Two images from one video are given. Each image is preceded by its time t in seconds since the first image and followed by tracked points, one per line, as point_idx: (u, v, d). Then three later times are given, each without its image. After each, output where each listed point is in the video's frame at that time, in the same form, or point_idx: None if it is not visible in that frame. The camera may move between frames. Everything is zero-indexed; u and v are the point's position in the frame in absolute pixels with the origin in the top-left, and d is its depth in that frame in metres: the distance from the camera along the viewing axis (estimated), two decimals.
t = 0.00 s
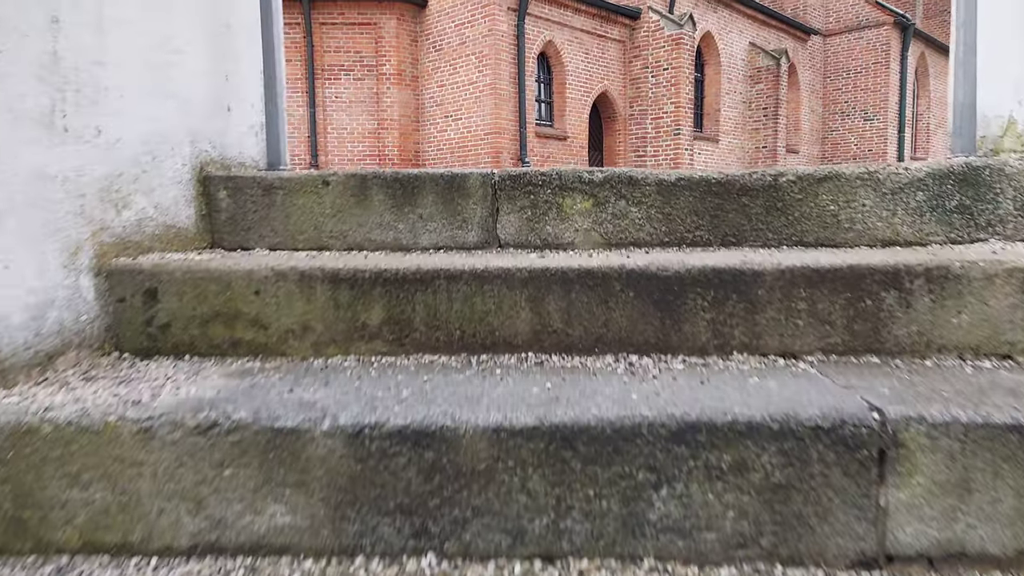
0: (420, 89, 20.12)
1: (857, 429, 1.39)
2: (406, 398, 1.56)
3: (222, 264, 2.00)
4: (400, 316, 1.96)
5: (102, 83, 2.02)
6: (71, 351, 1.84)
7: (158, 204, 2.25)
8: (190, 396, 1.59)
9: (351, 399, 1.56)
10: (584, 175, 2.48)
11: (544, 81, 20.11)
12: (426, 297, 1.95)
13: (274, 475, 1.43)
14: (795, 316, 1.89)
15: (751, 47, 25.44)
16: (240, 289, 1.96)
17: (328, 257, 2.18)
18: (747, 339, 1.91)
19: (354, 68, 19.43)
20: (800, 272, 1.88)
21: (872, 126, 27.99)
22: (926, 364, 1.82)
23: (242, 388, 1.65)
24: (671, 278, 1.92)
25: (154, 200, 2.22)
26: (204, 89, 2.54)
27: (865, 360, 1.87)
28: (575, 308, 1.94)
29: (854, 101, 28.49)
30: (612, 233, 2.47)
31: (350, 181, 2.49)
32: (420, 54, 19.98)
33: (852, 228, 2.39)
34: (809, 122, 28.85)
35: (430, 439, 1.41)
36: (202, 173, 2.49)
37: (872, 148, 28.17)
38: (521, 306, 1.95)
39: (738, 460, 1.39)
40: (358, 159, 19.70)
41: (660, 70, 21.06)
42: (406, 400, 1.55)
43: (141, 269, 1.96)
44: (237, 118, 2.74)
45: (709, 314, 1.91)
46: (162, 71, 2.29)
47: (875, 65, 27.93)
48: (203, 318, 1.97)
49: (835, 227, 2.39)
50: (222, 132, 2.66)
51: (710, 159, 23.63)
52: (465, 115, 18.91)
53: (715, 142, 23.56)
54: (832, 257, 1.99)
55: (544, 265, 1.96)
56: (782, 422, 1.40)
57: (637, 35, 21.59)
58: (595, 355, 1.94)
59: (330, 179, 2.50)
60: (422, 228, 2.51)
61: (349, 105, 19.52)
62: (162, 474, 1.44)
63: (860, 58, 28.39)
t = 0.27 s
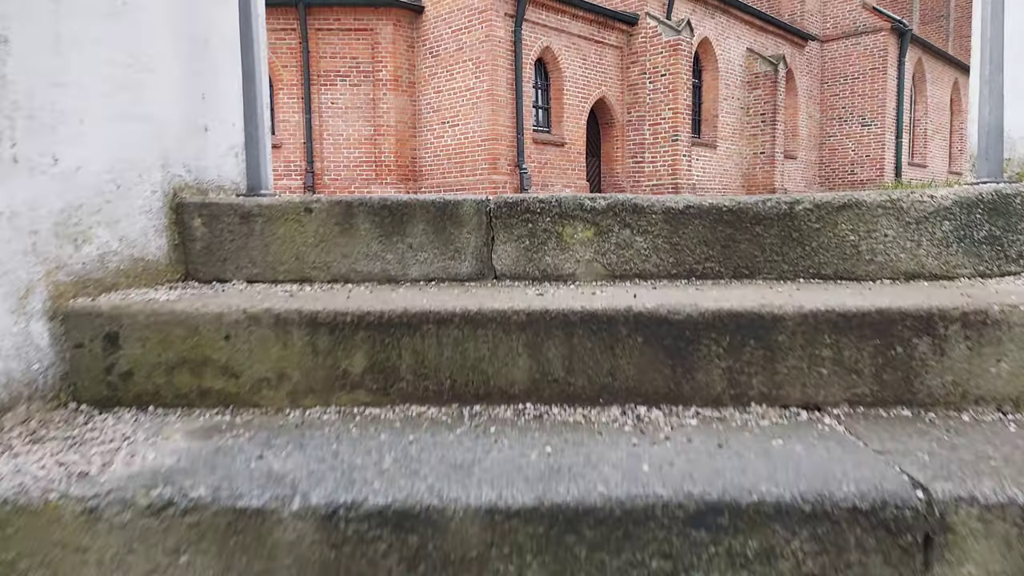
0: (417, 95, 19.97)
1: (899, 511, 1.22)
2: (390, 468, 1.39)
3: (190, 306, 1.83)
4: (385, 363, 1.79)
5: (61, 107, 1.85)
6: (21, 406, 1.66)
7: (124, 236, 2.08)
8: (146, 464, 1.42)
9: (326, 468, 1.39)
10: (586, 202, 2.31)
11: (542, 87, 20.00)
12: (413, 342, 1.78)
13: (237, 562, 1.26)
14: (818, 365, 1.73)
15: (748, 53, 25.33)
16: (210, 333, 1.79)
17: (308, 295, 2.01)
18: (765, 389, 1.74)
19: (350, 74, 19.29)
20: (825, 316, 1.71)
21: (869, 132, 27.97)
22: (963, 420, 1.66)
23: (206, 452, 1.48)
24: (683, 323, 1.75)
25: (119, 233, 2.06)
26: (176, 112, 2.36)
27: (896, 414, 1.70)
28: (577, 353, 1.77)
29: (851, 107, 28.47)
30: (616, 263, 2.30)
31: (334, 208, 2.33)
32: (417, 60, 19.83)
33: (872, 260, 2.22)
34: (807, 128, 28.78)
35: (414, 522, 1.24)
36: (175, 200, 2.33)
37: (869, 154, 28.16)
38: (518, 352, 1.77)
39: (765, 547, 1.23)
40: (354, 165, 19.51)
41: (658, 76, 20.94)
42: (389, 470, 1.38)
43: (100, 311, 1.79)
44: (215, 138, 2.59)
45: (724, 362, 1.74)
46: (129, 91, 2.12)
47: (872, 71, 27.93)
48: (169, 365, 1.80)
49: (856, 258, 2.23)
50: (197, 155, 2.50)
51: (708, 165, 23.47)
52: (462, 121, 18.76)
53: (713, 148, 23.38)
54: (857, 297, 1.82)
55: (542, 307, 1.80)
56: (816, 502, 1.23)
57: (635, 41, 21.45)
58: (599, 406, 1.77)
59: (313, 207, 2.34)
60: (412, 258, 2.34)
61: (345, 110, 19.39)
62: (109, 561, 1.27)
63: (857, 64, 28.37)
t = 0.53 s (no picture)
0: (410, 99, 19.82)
1: None
2: (365, 546, 1.24)
3: (150, 349, 1.68)
4: (364, 413, 1.63)
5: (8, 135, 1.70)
6: None
7: (83, 269, 1.94)
8: (90, 542, 1.26)
9: (294, 548, 1.24)
10: (582, 229, 2.16)
11: (536, 92, 19.91)
12: (395, 390, 1.62)
13: None
14: (838, 416, 1.58)
15: (742, 58, 25.27)
16: (172, 381, 1.64)
17: (283, 334, 1.85)
18: (780, 443, 1.60)
19: (343, 78, 19.18)
20: (846, 363, 1.57)
21: (863, 137, 28.04)
22: (994, 478, 1.52)
23: (160, 525, 1.33)
24: (690, 369, 1.59)
25: (77, 266, 1.92)
26: (142, 134, 2.21)
27: (922, 470, 1.56)
28: (575, 402, 1.62)
29: (845, 111, 28.50)
30: (615, 294, 2.16)
31: (312, 236, 2.17)
32: (410, 64, 19.67)
33: (888, 293, 2.09)
34: (800, 132, 28.79)
35: None
36: (142, 227, 2.18)
37: (862, 159, 28.25)
38: (510, 401, 1.62)
39: None
40: (347, 170, 19.36)
41: (652, 81, 20.85)
42: (364, 549, 1.23)
43: (51, 356, 1.64)
44: (188, 159, 2.44)
45: (736, 413, 1.60)
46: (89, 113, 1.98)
47: (865, 76, 28.00)
48: (127, 416, 1.65)
49: (870, 290, 2.09)
50: (167, 178, 2.35)
51: (702, 169, 23.42)
52: (455, 126, 18.61)
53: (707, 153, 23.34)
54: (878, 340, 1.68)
55: (536, 350, 1.65)
56: None
57: (629, 46, 21.33)
58: (599, 460, 1.63)
59: (290, 233, 2.17)
60: (397, 289, 2.19)
61: (338, 115, 19.28)
62: None
63: (850, 69, 28.43)
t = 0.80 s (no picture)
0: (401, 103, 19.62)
1: None
2: None
3: (92, 413, 1.50)
4: (333, 484, 1.46)
5: None
6: None
7: (26, 315, 1.78)
8: None
9: None
10: (576, 266, 2.00)
11: (527, 96, 19.81)
12: (366, 458, 1.46)
13: None
14: (859, 488, 1.43)
15: (734, 63, 25.21)
16: (118, 449, 1.47)
17: (245, 389, 1.68)
18: (797, 516, 1.44)
19: (333, 82, 19.00)
20: (867, 429, 1.41)
21: (854, 141, 28.13)
22: None
23: None
24: (695, 435, 1.43)
25: (19, 312, 1.76)
26: (99, 162, 2.02)
27: (954, 550, 1.40)
28: (569, 472, 1.45)
29: (836, 116, 28.56)
30: (611, 335, 1.99)
31: (282, 272, 2.00)
32: (400, 68, 19.47)
33: (905, 337, 1.93)
34: (792, 137, 28.79)
35: None
36: (96, 263, 2.01)
37: (854, 163, 28.34)
38: (496, 471, 1.46)
39: None
40: (336, 175, 19.17)
41: (644, 86, 20.76)
42: None
43: None
44: (150, 185, 2.27)
45: (747, 483, 1.44)
46: (37, 144, 1.80)
47: (856, 81, 28.08)
48: (68, 487, 1.47)
49: (886, 333, 1.93)
50: (127, 208, 2.18)
51: (694, 174, 23.38)
52: (445, 130, 18.44)
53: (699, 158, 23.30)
54: (903, 400, 1.51)
55: (524, 413, 1.48)
56: None
57: (621, 50, 21.21)
58: (594, 535, 1.46)
59: (258, 270, 2.01)
60: (374, 331, 2.02)
61: (327, 119, 19.10)
62: None
63: (842, 73, 28.48)
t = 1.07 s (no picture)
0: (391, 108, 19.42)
1: None
2: None
3: (33, 498, 1.34)
4: None
5: None
6: None
7: None
8: None
9: None
10: (572, 313, 1.85)
11: (519, 101, 19.67)
12: (341, 549, 1.30)
13: None
14: None
15: (725, 67, 25.15)
16: (61, 539, 1.31)
17: (208, 461, 1.53)
18: None
19: (322, 86, 18.80)
20: (899, 515, 1.27)
21: (845, 146, 28.15)
22: None
23: None
24: (707, 523, 1.29)
25: None
26: (56, 203, 1.87)
27: None
28: (566, 563, 1.31)
29: (827, 120, 28.58)
30: (610, 390, 1.84)
31: (254, 322, 1.86)
32: (391, 72, 19.28)
33: (926, 392, 1.80)
34: (784, 141, 28.78)
35: None
36: (50, 312, 1.86)
37: (845, 168, 28.37)
38: (486, 562, 1.31)
39: None
40: (326, 180, 18.98)
41: (636, 91, 20.66)
42: None
43: None
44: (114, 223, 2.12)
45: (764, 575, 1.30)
46: None
47: (847, 85, 28.09)
48: None
49: (906, 389, 1.80)
50: (87, 250, 2.03)
51: (686, 179, 23.32)
52: (436, 135, 18.27)
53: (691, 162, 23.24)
54: (932, 479, 1.38)
55: (516, 497, 1.33)
56: None
57: (613, 55, 21.11)
58: None
59: (227, 319, 1.87)
60: (353, 385, 1.86)
61: (317, 124, 18.89)
62: None
63: (833, 78, 28.49)
